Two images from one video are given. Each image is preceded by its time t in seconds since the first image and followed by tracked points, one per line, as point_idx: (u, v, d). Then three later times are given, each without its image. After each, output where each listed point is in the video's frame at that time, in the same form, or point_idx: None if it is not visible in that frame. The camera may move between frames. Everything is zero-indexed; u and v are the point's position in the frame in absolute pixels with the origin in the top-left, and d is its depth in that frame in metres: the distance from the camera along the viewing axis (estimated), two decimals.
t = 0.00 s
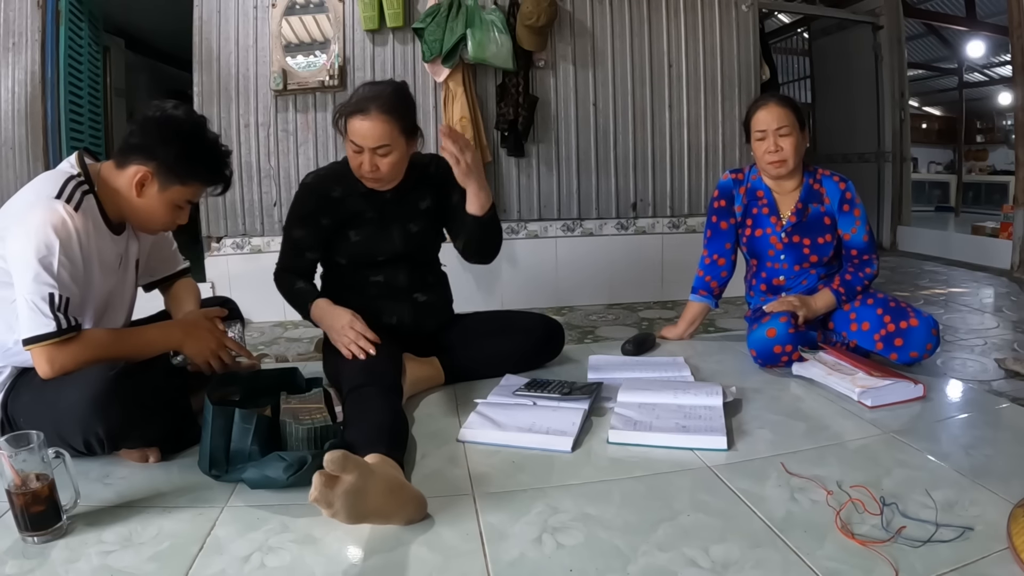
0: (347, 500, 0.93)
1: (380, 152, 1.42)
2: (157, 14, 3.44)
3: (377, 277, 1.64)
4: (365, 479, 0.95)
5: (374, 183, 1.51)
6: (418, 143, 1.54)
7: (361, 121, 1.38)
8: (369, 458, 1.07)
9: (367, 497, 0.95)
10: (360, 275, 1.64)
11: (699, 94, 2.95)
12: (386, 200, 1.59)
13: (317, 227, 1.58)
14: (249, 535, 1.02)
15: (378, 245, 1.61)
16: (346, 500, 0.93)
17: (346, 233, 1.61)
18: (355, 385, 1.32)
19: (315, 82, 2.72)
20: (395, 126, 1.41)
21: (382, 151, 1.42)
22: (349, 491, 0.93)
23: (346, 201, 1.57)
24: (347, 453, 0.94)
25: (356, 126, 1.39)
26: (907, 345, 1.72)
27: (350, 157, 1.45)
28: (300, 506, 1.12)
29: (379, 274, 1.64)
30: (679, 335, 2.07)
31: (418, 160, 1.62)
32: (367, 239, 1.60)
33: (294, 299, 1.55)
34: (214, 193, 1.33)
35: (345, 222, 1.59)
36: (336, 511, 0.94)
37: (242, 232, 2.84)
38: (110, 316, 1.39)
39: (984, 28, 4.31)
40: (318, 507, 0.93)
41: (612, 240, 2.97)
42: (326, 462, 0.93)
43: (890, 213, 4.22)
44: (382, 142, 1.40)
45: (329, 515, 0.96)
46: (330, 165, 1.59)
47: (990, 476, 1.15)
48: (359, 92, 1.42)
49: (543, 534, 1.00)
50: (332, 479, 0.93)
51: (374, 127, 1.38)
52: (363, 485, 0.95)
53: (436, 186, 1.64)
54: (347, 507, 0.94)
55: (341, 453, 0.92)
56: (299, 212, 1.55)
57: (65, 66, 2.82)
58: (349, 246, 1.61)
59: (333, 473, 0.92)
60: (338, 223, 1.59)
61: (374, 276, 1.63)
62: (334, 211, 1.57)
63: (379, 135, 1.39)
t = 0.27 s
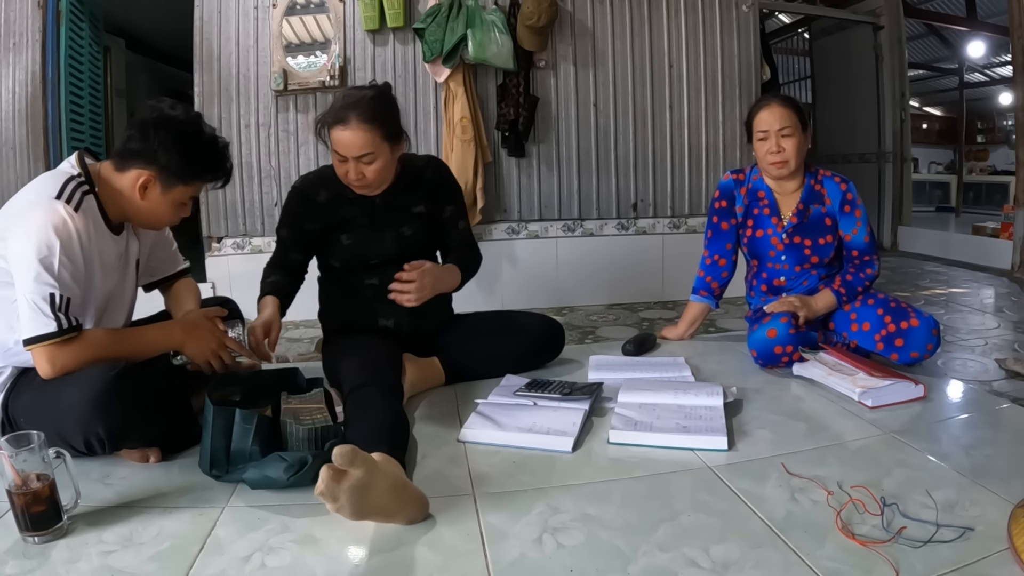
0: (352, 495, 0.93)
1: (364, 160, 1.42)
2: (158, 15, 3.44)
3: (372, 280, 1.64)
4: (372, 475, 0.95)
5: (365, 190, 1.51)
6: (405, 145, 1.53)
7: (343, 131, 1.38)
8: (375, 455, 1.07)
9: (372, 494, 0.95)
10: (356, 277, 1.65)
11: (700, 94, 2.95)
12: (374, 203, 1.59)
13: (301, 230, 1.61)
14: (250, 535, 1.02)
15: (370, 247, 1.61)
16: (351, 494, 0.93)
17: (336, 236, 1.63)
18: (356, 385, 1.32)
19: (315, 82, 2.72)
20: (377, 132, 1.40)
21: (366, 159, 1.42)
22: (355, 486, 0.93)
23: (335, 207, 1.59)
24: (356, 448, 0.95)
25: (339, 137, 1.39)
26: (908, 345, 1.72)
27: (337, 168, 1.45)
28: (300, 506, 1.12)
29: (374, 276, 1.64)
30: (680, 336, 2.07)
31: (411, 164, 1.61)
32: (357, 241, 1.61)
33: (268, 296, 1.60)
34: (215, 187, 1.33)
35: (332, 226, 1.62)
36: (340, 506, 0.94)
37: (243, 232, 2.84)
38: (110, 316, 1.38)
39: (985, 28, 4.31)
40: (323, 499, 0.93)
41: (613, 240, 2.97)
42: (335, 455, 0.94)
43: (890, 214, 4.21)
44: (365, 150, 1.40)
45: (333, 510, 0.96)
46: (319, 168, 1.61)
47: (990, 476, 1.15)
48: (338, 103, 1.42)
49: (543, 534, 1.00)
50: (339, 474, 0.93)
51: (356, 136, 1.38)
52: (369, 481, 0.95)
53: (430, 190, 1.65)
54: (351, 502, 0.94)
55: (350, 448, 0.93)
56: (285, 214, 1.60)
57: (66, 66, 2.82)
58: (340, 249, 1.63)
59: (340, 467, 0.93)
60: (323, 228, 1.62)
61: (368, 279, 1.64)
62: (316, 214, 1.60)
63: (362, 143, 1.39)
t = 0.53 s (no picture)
0: (369, 482, 0.94)
1: (351, 166, 1.41)
2: (158, 15, 3.44)
3: (367, 283, 1.65)
4: (391, 466, 0.97)
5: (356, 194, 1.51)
6: (392, 147, 1.52)
7: (327, 139, 1.37)
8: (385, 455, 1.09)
9: (388, 485, 0.96)
10: (351, 281, 1.65)
11: (700, 94, 2.95)
12: (363, 208, 1.60)
13: (295, 237, 1.62)
14: (250, 535, 1.03)
15: (362, 252, 1.61)
16: (368, 481, 0.94)
17: (330, 242, 1.63)
18: (356, 385, 1.32)
19: (315, 82, 2.73)
20: (362, 137, 1.39)
21: (354, 164, 1.41)
22: (374, 472, 0.95)
23: (326, 213, 1.59)
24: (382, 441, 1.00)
25: (323, 145, 1.38)
26: (908, 345, 1.72)
27: (325, 175, 1.45)
28: (301, 506, 1.12)
29: (369, 280, 1.65)
30: (680, 336, 2.07)
31: (399, 168, 1.61)
32: (350, 247, 1.61)
33: (275, 314, 1.59)
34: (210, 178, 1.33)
35: (326, 232, 1.62)
36: (355, 491, 0.94)
37: (243, 232, 2.84)
38: (110, 316, 1.39)
39: (985, 29, 4.30)
40: (341, 481, 0.94)
41: (613, 240, 2.97)
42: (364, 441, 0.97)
43: (891, 214, 4.21)
44: (351, 156, 1.39)
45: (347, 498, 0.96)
46: (308, 175, 1.62)
47: (990, 476, 1.15)
48: (321, 108, 1.39)
49: (544, 534, 1.00)
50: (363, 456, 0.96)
51: (340, 143, 1.37)
52: (388, 471, 0.97)
53: (421, 193, 1.63)
54: (366, 489, 0.95)
55: (379, 433, 0.98)
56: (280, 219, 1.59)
57: (66, 66, 2.82)
58: (334, 255, 1.63)
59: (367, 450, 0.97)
60: (317, 232, 1.62)
61: (363, 283, 1.64)
62: (310, 221, 1.60)
63: (347, 150, 1.38)
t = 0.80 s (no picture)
0: (393, 461, 0.96)
1: (341, 174, 1.41)
2: (158, 15, 3.44)
3: (365, 285, 1.65)
4: (422, 458, 0.98)
5: (348, 199, 1.51)
6: (381, 150, 1.51)
7: (315, 148, 1.37)
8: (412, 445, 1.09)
9: (408, 470, 0.97)
10: (349, 284, 1.66)
11: (701, 94, 2.95)
12: (358, 212, 1.59)
13: (290, 243, 1.63)
14: (250, 536, 1.02)
15: (358, 257, 1.62)
16: (393, 459, 0.96)
17: (326, 248, 1.63)
18: (356, 386, 1.32)
19: (315, 82, 2.73)
20: (349, 145, 1.39)
21: (344, 170, 1.40)
22: (401, 453, 0.96)
23: (319, 221, 1.60)
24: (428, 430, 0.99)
25: (311, 154, 1.38)
26: (909, 345, 1.72)
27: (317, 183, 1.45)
28: (301, 507, 1.12)
29: (366, 283, 1.65)
30: (680, 336, 2.07)
31: (394, 171, 1.60)
32: (346, 253, 1.62)
33: (259, 316, 1.59)
34: (208, 178, 1.33)
35: (322, 237, 1.62)
36: (377, 466, 0.96)
37: (243, 233, 2.83)
38: (110, 316, 1.38)
39: (986, 29, 4.30)
40: (369, 446, 0.96)
41: (613, 240, 2.97)
42: (405, 420, 0.97)
43: (891, 214, 4.21)
44: (339, 165, 1.39)
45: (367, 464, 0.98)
46: (303, 180, 1.63)
47: (991, 477, 1.15)
48: (307, 116, 1.38)
49: (544, 535, 1.00)
50: (400, 438, 0.97)
51: (327, 153, 1.37)
52: (416, 461, 0.97)
53: (416, 197, 1.62)
54: (388, 468, 0.96)
55: (427, 423, 0.98)
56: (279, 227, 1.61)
57: (66, 66, 2.82)
58: (330, 260, 1.64)
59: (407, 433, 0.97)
60: (312, 240, 1.63)
61: (362, 286, 1.65)
62: (305, 229, 1.61)
63: (335, 159, 1.38)
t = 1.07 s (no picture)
0: (434, 446, 0.97)
1: (337, 178, 1.41)
2: (159, 15, 3.44)
3: (365, 286, 1.65)
4: (458, 452, 0.98)
5: (347, 204, 1.51)
6: (378, 154, 1.51)
7: (312, 154, 1.37)
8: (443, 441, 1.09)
9: (443, 459, 0.98)
10: (350, 284, 1.66)
11: (702, 94, 2.95)
12: (357, 216, 1.59)
13: (289, 247, 1.63)
14: (251, 536, 1.02)
15: (357, 259, 1.62)
16: (436, 445, 0.97)
17: (324, 251, 1.63)
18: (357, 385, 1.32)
19: (316, 82, 2.73)
20: (344, 149, 1.38)
21: (342, 176, 1.40)
22: (447, 438, 0.97)
23: (316, 224, 1.60)
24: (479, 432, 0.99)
25: (308, 160, 1.38)
26: (910, 346, 1.71)
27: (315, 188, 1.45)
28: (302, 507, 1.12)
29: (365, 284, 1.65)
30: (681, 337, 2.07)
31: (392, 171, 1.59)
32: (345, 255, 1.62)
33: (258, 318, 1.60)
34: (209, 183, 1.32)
35: (321, 240, 1.62)
36: (416, 442, 0.97)
37: (243, 233, 2.83)
38: (111, 316, 1.38)
39: (986, 30, 4.30)
40: (422, 417, 0.98)
41: (614, 240, 2.96)
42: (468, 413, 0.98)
43: (892, 215, 4.20)
44: (335, 169, 1.38)
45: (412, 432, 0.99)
46: (300, 184, 1.63)
47: (993, 477, 1.15)
48: (303, 122, 1.38)
49: (545, 535, 1.00)
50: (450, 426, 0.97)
51: (323, 158, 1.36)
52: (451, 451, 0.98)
53: (414, 198, 1.62)
54: (422, 449, 0.97)
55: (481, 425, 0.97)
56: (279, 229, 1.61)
57: (67, 66, 2.82)
58: (330, 263, 1.64)
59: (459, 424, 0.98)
60: (310, 243, 1.63)
61: (362, 286, 1.65)
62: (303, 232, 1.61)
63: (332, 163, 1.37)
